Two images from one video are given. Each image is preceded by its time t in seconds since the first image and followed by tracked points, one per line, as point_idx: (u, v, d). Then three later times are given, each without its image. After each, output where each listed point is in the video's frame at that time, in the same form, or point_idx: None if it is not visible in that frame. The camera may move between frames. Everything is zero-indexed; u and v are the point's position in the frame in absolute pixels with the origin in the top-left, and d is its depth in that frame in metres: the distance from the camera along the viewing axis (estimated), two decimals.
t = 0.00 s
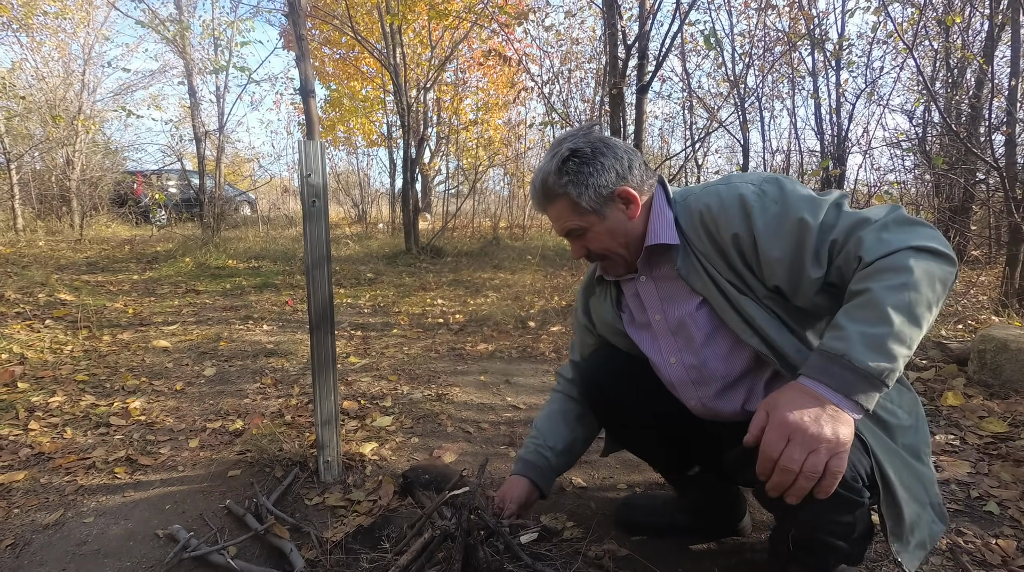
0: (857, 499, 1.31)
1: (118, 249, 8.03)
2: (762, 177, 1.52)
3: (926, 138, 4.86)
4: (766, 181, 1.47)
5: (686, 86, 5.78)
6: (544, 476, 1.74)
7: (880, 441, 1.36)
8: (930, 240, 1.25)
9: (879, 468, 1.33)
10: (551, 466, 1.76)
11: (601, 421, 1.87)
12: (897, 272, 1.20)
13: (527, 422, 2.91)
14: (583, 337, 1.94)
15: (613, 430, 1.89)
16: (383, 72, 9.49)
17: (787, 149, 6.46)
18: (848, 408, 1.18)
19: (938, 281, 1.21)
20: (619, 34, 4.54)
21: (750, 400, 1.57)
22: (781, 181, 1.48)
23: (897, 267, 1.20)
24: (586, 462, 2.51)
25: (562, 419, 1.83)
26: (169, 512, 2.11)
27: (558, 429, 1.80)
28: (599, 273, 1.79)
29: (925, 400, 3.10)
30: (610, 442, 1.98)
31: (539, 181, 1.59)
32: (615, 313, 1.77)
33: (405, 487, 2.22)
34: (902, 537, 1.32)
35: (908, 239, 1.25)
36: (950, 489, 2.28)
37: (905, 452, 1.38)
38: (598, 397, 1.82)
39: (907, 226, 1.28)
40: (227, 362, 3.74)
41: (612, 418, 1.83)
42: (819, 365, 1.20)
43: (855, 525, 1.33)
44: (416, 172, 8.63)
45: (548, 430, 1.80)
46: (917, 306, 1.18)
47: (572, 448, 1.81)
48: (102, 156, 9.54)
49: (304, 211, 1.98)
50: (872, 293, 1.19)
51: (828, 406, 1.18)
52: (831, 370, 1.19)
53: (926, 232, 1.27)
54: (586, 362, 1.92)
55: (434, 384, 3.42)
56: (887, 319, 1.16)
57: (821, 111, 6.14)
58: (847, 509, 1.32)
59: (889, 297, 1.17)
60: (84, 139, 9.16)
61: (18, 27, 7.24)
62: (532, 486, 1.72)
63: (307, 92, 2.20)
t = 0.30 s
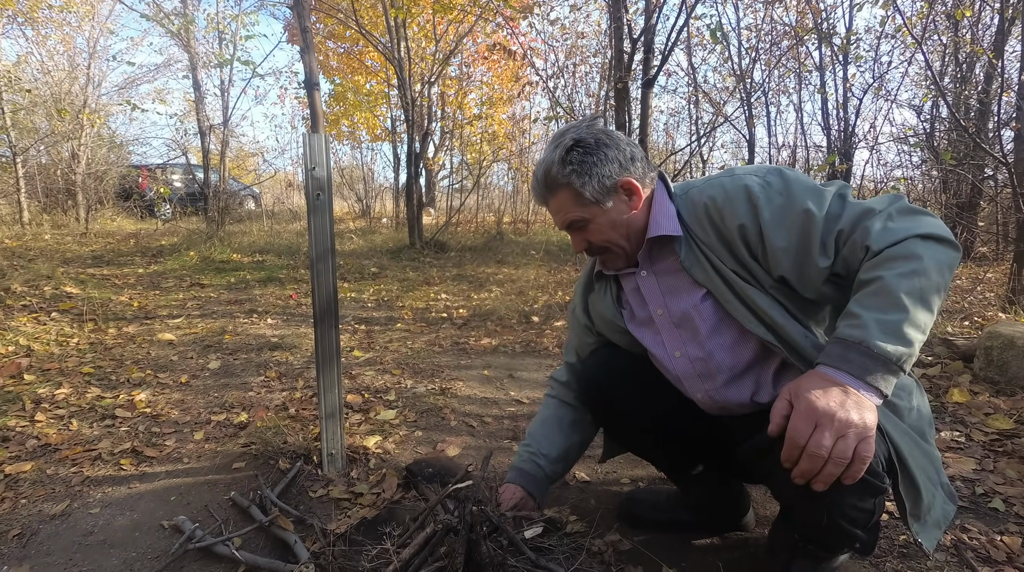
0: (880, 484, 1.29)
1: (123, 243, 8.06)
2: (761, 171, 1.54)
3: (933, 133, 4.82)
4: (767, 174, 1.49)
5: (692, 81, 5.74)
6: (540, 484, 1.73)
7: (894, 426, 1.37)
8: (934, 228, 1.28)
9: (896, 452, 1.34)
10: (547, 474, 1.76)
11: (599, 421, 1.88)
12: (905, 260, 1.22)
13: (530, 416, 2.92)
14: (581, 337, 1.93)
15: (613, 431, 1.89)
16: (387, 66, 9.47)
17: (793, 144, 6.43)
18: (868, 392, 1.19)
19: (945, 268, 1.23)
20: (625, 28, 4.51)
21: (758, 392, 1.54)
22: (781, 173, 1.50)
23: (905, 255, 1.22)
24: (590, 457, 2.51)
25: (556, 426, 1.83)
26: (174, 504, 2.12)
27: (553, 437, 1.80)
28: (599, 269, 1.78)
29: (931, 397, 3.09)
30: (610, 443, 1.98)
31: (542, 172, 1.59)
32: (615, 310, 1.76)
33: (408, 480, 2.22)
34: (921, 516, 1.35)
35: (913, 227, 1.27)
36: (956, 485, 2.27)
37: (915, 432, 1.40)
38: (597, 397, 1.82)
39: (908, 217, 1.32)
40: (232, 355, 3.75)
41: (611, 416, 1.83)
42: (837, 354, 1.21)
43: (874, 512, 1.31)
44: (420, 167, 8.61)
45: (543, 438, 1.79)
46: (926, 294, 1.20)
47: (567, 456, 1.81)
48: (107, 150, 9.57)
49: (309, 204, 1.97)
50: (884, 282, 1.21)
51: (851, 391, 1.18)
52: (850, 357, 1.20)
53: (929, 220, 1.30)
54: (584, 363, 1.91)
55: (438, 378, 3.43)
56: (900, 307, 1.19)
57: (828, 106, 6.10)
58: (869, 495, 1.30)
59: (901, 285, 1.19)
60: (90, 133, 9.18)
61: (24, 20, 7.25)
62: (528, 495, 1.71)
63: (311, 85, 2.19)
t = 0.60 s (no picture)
0: (886, 495, 1.29)
1: (128, 237, 8.10)
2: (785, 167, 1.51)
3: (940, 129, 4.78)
4: (789, 172, 1.47)
5: (697, 76, 5.71)
6: (545, 491, 1.75)
7: (904, 434, 1.37)
8: (961, 240, 1.25)
9: (905, 460, 1.34)
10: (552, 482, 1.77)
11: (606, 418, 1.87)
12: (927, 269, 1.19)
13: (533, 412, 2.92)
14: (591, 332, 1.93)
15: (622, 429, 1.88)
16: (391, 62, 9.46)
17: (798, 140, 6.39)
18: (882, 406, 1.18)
19: (968, 281, 1.20)
20: (629, 23, 4.48)
21: (768, 391, 1.54)
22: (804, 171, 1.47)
23: (928, 264, 1.20)
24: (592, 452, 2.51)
25: (563, 431, 1.83)
26: (179, 496, 2.14)
27: (559, 442, 1.81)
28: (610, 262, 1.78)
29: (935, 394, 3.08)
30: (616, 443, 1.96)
31: (553, 160, 1.58)
32: (626, 305, 1.77)
33: (412, 474, 2.24)
34: (928, 526, 1.34)
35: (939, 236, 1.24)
36: (959, 482, 2.26)
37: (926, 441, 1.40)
38: (605, 393, 1.82)
39: (935, 223, 1.28)
40: (236, 350, 3.77)
41: (618, 412, 1.83)
42: (850, 361, 1.20)
43: (880, 520, 1.31)
44: (424, 162, 8.60)
45: (549, 444, 1.80)
46: (946, 304, 1.18)
47: (573, 461, 1.81)
48: (113, 145, 9.61)
49: (313, 199, 1.98)
50: (903, 290, 1.19)
51: (861, 402, 1.18)
52: (862, 366, 1.19)
53: (956, 230, 1.27)
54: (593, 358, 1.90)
55: (441, 373, 3.44)
56: (917, 317, 1.16)
57: (834, 101, 6.06)
58: (874, 506, 1.30)
59: (920, 295, 1.17)
60: (95, 128, 9.22)
61: (29, 15, 7.25)
62: (532, 500, 1.73)
63: (316, 80, 2.19)
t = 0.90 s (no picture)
0: (880, 502, 1.33)
1: (133, 234, 8.14)
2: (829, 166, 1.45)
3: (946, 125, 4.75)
4: (829, 172, 1.41)
5: (701, 72, 5.68)
6: (566, 467, 1.82)
7: (913, 447, 1.35)
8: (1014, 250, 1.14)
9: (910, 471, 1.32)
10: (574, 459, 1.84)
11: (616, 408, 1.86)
12: (960, 282, 1.12)
13: (536, 408, 2.93)
14: (608, 320, 1.95)
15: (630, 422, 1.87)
16: (394, 58, 9.45)
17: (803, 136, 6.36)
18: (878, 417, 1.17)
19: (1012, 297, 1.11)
20: (633, 19, 4.46)
21: (780, 396, 1.56)
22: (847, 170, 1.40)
23: (962, 277, 1.13)
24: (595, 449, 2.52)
25: (585, 410, 1.91)
26: (183, 491, 2.15)
27: (582, 421, 1.88)
28: (634, 251, 1.77)
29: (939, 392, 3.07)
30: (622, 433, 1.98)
31: (584, 145, 1.56)
32: (646, 298, 1.77)
33: (415, 470, 2.25)
34: (917, 545, 1.32)
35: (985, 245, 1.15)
36: (962, 480, 2.26)
37: (934, 461, 1.38)
38: (617, 382, 1.81)
39: (982, 232, 1.19)
40: (241, 346, 3.78)
41: (626, 403, 1.82)
42: (858, 373, 1.19)
43: (871, 526, 1.34)
44: (427, 159, 8.59)
45: (573, 422, 1.88)
46: (978, 321, 1.11)
47: (593, 441, 1.88)
48: (117, 142, 9.65)
49: (316, 195, 1.98)
50: (929, 301, 1.14)
51: (858, 415, 1.18)
52: (869, 380, 1.17)
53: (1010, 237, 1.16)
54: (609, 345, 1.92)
55: (444, 369, 3.44)
56: (938, 332, 1.12)
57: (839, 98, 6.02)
58: (869, 511, 1.33)
59: (945, 309, 1.12)
60: (100, 125, 9.26)
61: (34, 12, 7.27)
62: (551, 470, 1.80)
63: (319, 77, 2.19)
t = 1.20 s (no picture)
0: (871, 480, 1.32)
1: (136, 231, 8.15)
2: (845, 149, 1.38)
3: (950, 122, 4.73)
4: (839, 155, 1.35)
5: (704, 68, 5.66)
6: (575, 454, 1.79)
7: (909, 434, 1.34)
8: (1008, 229, 1.03)
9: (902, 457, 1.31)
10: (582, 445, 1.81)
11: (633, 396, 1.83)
12: (939, 271, 1.06)
13: (538, 404, 2.93)
14: (627, 304, 1.93)
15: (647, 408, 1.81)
16: (396, 54, 9.43)
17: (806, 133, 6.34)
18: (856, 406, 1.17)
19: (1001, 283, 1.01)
20: (636, 15, 4.43)
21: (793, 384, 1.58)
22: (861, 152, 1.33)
23: (941, 265, 1.06)
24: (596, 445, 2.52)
25: (596, 397, 1.87)
26: (187, 486, 2.16)
27: (592, 407, 1.85)
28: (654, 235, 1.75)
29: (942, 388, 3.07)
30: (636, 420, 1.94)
31: (601, 133, 1.53)
32: (668, 281, 1.75)
33: (416, 465, 2.25)
34: (898, 528, 1.33)
35: (974, 227, 1.06)
36: (964, 476, 2.25)
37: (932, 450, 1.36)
38: (636, 366, 1.77)
39: (982, 210, 1.08)
40: (243, 342, 3.79)
41: (647, 393, 1.77)
42: (841, 363, 1.19)
43: (865, 505, 1.35)
44: (429, 155, 8.59)
45: (582, 408, 1.84)
46: (961, 311, 1.04)
47: (603, 426, 1.85)
48: (120, 139, 9.68)
49: (318, 191, 1.98)
50: (908, 292, 1.10)
51: (836, 404, 1.19)
52: (849, 371, 1.17)
53: (1010, 214, 1.05)
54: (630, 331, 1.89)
55: (446, 365, 3.45)
56: (913, 324, 1.08)
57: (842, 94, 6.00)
58: (865, 490, 1.33)
59: (919, 299, 1.08)
60: (102, 121, 9.27)
61: (36, 9, 7.26)
62: (562, 461, 1.78)
63: (320, 72, 2.19)
